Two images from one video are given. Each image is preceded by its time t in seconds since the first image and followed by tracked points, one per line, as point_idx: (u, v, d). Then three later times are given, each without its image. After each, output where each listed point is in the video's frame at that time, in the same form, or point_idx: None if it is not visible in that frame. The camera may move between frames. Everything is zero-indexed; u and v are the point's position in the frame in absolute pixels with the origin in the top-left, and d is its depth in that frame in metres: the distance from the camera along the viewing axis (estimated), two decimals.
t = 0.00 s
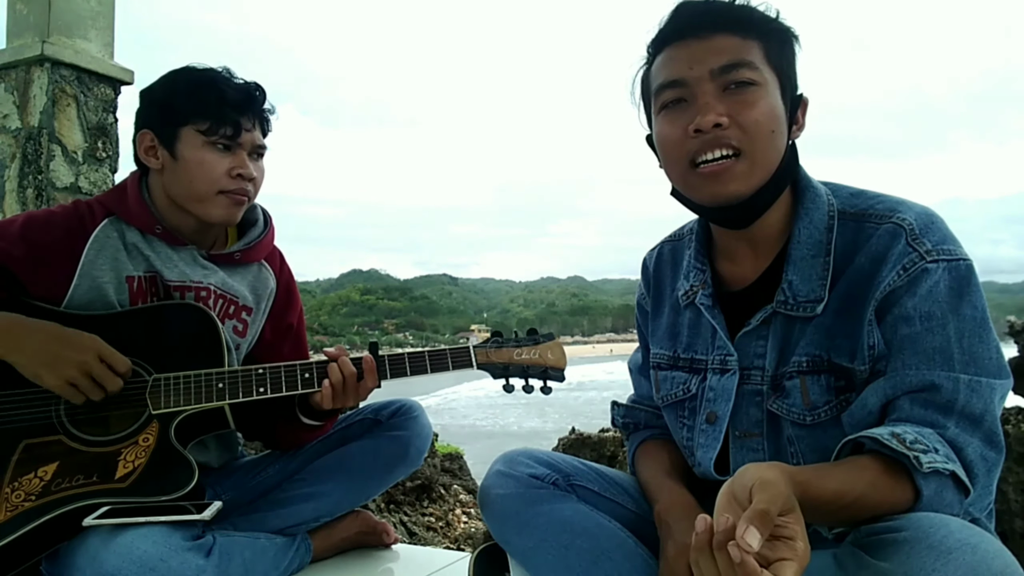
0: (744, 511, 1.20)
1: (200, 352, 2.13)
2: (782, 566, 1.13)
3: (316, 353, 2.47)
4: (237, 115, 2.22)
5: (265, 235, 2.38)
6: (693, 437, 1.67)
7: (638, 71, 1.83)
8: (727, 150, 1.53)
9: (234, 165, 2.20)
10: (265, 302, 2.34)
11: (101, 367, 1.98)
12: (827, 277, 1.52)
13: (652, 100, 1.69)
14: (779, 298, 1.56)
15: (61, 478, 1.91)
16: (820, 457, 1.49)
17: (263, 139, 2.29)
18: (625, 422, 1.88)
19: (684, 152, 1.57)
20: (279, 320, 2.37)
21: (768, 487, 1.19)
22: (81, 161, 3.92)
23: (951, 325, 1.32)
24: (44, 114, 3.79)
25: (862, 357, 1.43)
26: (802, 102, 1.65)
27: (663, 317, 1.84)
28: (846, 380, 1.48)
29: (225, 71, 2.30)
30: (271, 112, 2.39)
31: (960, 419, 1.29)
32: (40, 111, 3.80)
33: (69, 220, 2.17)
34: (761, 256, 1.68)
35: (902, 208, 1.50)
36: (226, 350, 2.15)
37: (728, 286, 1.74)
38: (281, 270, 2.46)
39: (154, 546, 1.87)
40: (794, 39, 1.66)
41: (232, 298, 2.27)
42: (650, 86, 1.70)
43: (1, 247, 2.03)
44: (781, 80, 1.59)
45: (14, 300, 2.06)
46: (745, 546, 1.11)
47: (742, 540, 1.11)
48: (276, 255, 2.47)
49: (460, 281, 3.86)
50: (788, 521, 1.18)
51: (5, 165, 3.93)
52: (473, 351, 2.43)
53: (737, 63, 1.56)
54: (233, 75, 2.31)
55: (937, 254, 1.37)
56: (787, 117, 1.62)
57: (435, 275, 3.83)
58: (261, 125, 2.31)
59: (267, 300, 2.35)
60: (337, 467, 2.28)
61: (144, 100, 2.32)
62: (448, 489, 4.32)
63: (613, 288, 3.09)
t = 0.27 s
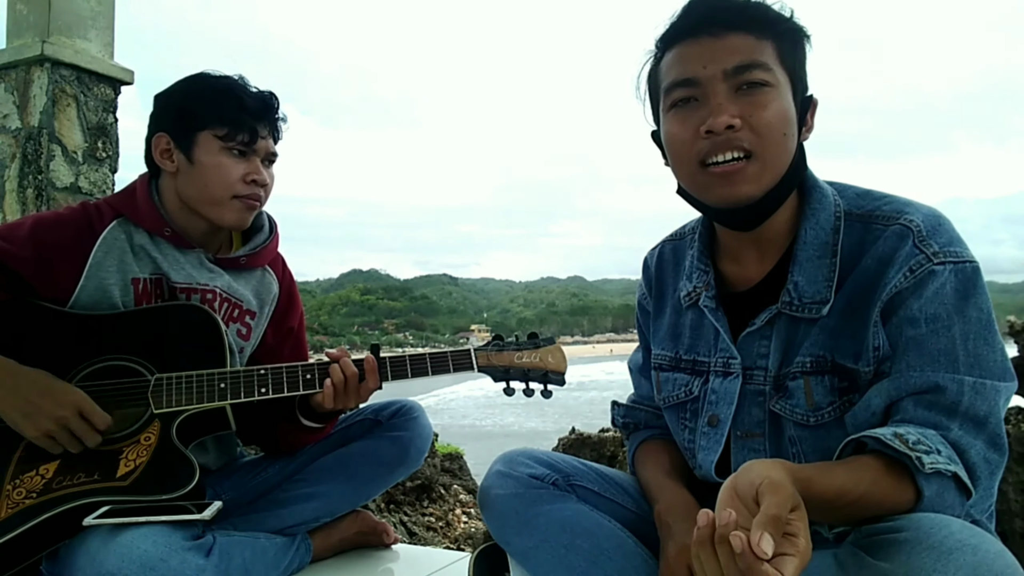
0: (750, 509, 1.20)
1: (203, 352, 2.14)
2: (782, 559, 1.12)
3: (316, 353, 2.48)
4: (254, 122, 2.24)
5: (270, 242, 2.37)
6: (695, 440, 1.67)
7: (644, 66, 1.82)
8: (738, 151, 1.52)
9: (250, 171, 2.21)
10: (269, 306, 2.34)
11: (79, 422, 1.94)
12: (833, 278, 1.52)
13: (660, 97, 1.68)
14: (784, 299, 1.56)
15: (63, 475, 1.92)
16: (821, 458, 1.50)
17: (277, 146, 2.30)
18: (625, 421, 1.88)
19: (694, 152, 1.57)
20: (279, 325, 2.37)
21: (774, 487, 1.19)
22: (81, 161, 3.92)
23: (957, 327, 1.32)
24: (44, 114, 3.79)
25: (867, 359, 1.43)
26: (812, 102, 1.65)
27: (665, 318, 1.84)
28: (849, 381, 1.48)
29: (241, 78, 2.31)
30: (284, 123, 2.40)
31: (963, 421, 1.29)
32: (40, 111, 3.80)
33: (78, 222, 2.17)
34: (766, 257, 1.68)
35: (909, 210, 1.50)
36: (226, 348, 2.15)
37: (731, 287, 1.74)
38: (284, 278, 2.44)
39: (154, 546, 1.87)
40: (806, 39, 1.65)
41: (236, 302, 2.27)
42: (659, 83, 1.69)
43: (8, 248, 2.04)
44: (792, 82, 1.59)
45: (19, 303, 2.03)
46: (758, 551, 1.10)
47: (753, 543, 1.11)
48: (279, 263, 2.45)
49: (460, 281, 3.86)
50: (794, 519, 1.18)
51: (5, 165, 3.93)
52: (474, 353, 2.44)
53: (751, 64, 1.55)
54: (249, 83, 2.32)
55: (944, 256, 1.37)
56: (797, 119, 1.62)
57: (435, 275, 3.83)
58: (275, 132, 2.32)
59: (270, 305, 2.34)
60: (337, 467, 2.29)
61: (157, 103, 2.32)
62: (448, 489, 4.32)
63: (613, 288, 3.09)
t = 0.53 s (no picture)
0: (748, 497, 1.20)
1: (203, 352, 2.15)
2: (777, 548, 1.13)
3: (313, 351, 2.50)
4: (253, 123, 2.23)
5: (270, 242, 2.37)
6: (695, 440, 1.67)
7: (648, 63, 1.81)
8: (742, 153, 1.52)
9: (249, 172, 2.21)
10: (268, 307, 2.34)
11: (96, 389, 1.95)
12: (835, 279, 1.51)
13: (665, 96, 1.68)
14: (786, 299, 1.56)
15: (63, 475, 1.92)
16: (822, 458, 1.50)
17: (277, 147, 2.30)
18: (625, 421, 1.88)
19: (698, 154, 1.57)
20: (279, 326, 2.37)
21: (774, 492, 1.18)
22: (81, 161, 3.92)
23: (959, 328, 1.32)
24: (44, 114, 3.79)
25: (869, 359, 1.43)
26: (818, 103, 1.64)
27: (666, 318, 1.84)
28: (850, 381, 1.48)
29: (241, 79, 2.30)
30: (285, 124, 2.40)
31: (965, 423, 1.29)
32: (41, 111, 3.79)
33: (79, 221, 2.17)
34: (768, 258, 1.68)
35: (912, 211, 1.49)
36: (226, 349, 2.15)
37: (733, 287, 1.74)
38: (283, 278, 2.44)
39: (154, 545, 1.87)
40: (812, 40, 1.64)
41: (236, 302, 2.27)
42: (664, 82, 1.68)
43: (9, 248, 2.04)
44: (797, 83, 1.59)
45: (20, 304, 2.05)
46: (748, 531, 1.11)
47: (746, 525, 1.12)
48: (279, 265, 2.46)
49: (460, 281, 3.86)
50: (790, 511, 1.18)
51: (5, 165, 3.92)
52: (473, 352, 2.44)
53: (757, 65, 1.54)
54: (249, 83, 2.31)
55: (947, 257, 1.37)
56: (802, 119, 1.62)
57: (435, 275, 3.83)
58: (275, 132, 2.32)
59: (270, 305, 2.35)
60: (338, 467, 2.29)
61: (160, 102, 2.32)
62: (448, 489, 4.32)
63: (614, 288, 3.09)
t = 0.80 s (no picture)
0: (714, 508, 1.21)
1: (201, 353, 2.14)
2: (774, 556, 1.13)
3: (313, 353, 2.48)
4: (249, 123, 2.23)
5: (266, 244, 2.37)
6: (695, 440, 1.67)
7: (648, 62, 1.81)
8: (738, 156, 1.52)
9: (244, 172, 2.21)
10: (266, 307, 2.34)
11: (91, 399, 1.95)
12: (835, 279, 1.51)
13: (664, 96, 1.68)
14: (786, 299, 1.55)
15: (62, 476, 1.92)
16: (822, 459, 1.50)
17: (273, 148, 2.30)
18: (625, 421, 1.88)
19: (694, 155, 1.57)
20: (278, 325, 2.37)
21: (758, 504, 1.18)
22: (81, 161, 3.92)
23: (960, 328, 1.32)
24: (44, 114, 3.79)
25: (870, 360, 1.42)
26: (818, 104, 1.64)
27: (666, 318, 1.84)
28: (851, 382, 1.48)
29: (238, 78, 2.30)
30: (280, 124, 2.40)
31: (966, 422, 1.29)
32: (40, 111, 3.79)
33: (76, 222, 2.17)
34: (768, 259, 1.68)
35: (912, 211, 1.50)
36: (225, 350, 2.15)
37: (733, 288, 1.74)
38: (280, 278, 2.44)
39: (153, 545, 1.87)
40: (813, 41, 1.64)
41: (234, 303, 2.27)
42: (663, 82, 1.68)
43: (7, 251, 2.04)
44: (796, 85, 1.58)
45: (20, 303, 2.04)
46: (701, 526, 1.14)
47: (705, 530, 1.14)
48: (276, 265, 2.46)
49: (460, 281, 3.85)
50: (768, 511, 1.18)
51: (5, 165, 3.92)
52: (473, 351, 2.44)
53: (755, 67, 1.54)
54: (246, 82, 2.31)
55: (947, 257, 1.37)
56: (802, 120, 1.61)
57: (435, 275, 3.82)
58: (272, 132, 2.31)
59: (268, 305, 2.35)
60: (338, 467, 2.29)
61: (157, 101, 2.32)
62: (448, 489, 4.32)
63: (614, 288, 3.09)
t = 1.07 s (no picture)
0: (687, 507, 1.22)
1: (198, 351, 2.14)
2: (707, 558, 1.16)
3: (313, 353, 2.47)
4: (243, 121, 2.22)
5: (266, 241, 2.38)
6: (694, 440, 1.67)
7: (649, 60, 1.81)
8: (730, 155, 1.52)
9: (239, 170, 2.21)
10: (265, 305, 2.34)
11: (111, 355, 1.98)
12: (834, 277, 1.52)
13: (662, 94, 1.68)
14: (786, 299, 1.55)
15: (61, 476, 1.91)
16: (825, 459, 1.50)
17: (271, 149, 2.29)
18: (625, 421, 1.88)
19: (687, 154, 1.57)
20: (277, 324, 2.37)
21: (730, 504, 1.21)
22: (81, 161, 3.92)
23: (962, 324, 1.32)
24: (44, 114, 3.79)
25: (876, 359, 1.42)
26: (817, 107, 1.65)
27: (665, 318, 1.84)
28: (856, 381, 1.48)
29: (238, 78, 2.30)
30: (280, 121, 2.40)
31: (974, 417, 1.29)
32: (40, 111, 3.79)
33: (74, 219, 2.17)
34: (765, 258, 1.68)
35: (908, 207, 1.50)
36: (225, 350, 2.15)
37: (731, 288, 1.74)
38: (280, 278, 2.44)
39: (153, 545, 1.87)
40: (812, 42, 1.64)
41: (232, 300, 2.27)
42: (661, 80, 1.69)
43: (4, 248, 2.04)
44: (793, 86, 1.58)
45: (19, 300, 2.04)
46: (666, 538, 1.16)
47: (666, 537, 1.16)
48: (276, 263, 2.46)
49: (460, 281, 3.86)
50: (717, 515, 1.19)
51: (5, 165, 3.92)
52: (473, 350, 2.44)
53: (751, 67, 1.54)
54: (247, 83, 2.31)
55: (945, 253, 1.37)
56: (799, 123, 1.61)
57: (435, 275, 3.82)
58: (269, 130, 2.31)
59: (267, 302, 2.35)
60: (337, 467, 2.29)
61: (156, 100, 2.32)
62: (448, 489, 4.32)
63: (614, 287, 3.09)
